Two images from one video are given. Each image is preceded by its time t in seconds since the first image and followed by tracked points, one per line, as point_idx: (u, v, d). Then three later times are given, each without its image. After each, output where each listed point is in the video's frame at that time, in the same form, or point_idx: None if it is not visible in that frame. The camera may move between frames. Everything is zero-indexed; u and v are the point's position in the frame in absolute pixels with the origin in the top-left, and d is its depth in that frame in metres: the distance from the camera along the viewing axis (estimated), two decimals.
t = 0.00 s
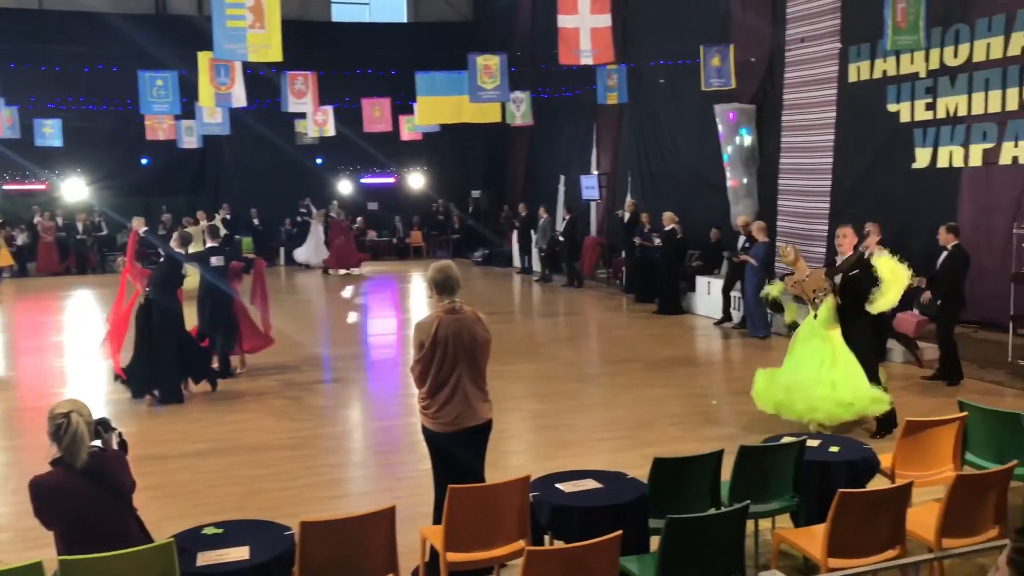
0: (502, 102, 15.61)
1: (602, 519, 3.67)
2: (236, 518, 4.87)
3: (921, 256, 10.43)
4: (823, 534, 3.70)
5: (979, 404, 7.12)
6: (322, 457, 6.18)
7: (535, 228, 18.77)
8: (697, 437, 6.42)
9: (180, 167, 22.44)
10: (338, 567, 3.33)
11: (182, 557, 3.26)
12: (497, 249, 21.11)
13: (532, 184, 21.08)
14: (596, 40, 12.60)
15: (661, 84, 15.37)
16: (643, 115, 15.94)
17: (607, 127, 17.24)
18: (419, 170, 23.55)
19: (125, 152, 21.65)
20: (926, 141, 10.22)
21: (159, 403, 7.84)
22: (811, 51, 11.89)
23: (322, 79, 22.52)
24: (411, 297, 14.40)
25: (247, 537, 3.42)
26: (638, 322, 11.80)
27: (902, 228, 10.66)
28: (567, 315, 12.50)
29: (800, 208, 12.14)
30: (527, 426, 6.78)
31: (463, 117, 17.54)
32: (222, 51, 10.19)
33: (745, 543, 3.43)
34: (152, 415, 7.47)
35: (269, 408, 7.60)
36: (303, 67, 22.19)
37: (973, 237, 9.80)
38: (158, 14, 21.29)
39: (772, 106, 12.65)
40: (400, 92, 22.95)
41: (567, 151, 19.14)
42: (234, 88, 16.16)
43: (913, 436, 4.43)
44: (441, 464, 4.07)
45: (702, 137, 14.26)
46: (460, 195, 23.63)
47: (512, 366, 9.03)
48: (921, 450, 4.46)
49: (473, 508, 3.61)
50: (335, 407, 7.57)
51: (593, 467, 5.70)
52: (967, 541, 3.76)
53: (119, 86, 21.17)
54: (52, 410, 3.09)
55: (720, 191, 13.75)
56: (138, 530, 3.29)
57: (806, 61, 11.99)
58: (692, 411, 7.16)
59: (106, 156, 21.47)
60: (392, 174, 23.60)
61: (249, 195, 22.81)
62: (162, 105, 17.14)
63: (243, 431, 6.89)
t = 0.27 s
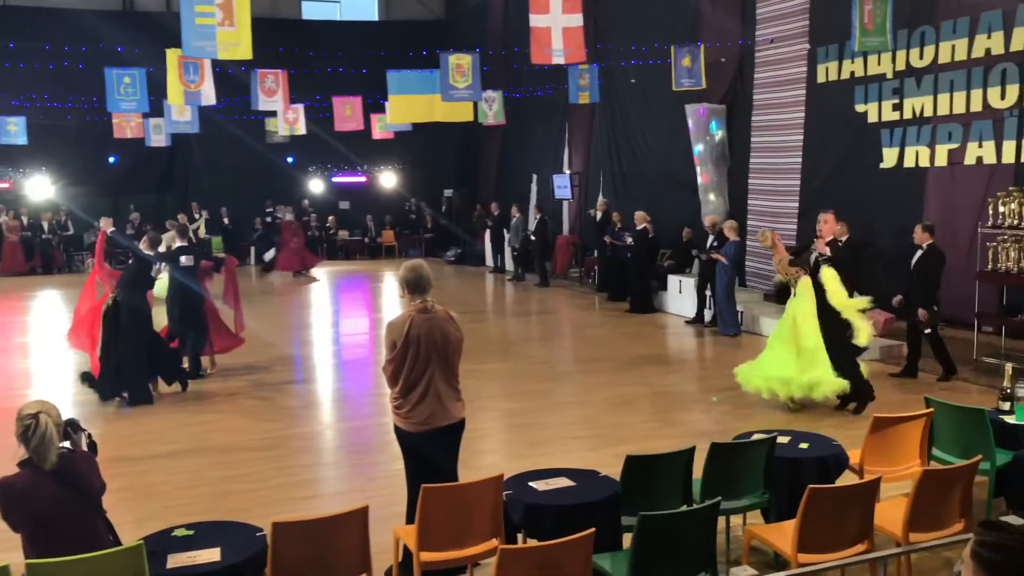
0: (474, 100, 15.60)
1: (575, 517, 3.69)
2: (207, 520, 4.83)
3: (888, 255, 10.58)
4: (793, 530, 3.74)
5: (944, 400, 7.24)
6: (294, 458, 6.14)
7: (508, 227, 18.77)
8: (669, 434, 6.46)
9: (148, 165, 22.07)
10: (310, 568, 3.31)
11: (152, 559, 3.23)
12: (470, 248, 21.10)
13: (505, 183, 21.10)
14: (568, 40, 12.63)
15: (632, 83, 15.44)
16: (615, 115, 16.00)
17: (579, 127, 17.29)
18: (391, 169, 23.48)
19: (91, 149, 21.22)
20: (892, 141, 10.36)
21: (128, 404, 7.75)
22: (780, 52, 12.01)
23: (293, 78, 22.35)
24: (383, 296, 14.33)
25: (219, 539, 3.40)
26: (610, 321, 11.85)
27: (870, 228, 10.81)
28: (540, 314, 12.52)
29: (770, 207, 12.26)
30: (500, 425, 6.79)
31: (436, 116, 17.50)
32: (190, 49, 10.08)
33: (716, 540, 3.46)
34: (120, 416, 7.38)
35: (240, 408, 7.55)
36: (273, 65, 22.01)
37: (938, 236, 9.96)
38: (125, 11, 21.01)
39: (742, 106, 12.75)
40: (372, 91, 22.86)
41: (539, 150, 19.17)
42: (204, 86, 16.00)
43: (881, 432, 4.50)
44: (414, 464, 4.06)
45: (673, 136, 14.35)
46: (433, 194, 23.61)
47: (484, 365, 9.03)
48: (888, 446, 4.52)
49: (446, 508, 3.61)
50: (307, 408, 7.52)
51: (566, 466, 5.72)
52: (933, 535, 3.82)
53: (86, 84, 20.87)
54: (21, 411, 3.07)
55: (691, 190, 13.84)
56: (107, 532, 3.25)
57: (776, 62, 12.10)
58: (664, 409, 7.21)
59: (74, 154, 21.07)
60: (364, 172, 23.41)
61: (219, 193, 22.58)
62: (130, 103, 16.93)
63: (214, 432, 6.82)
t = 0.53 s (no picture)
0: (459, 102, 15.61)
1: (561, 518, 3.70)
2: (192, 522, 4.80)
3: (871, 255, 10.66)
4: (778, 529, 3.76)
5: (928, 399, 7.30)
6: (279, 460, 6.12)
7: (494, 228, 18.77)
8: (655, 435, 6.48)
9: (132, 164, 21.81)
10: (297, 569, 3.30)
11: (137, 562, 3.21)
12: (455, 249, 21.09)
13: (490, 183, 21.12)
14: (553, 41, 12.64)
15: (617, 85, 15.47)
16: (600, 115, 16.04)
17: (564, 127, 17.32)
18: (377, 170, 23.45)
19: (74, 150, 21.02)
20: (875, 142, 10.44)
21: (111, 405, 7.71)
22: (764, 54, 12.07)
23: (277, 78, 22.26)
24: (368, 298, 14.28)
25: (205, 541, 3.38)
26: (596, 321, 11.87)
27: (854, 228, 10.89)
28: (526, 315, 12.53)
29: (755, 208, 12.33)
30: (486, 426, 6.79)
31: (421, 117, 17.46)
32: (173, 49, 10.02)
33: (701, 539, 3.48)
34: (104, 418, 7.34)
35: (225, 410, 7.52)
36: (258, 65, 21.93)
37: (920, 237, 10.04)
38: (107, 11, 20.86)
39: (726, 107, 12.81)
40: (357, 91, 22.81)
41: (525, 151, 19.19)
42: (188, 87, 15.91)
43: (864, 431, 4.53)
44: (401, 466, 4.05)
45: (658, 137, 14.40)
46: (418, 195, 23.63)
47: (470, 366, 9.02)
48: (872, 444, 4.56)
49: (433, 509, 3.61)
50: (291, 409, 7.50)
51: (551, 466, 5.72)
52: (916, 533, 3.85)
53: (69, 84, 20.72)
54: (7, 412, 3.06)
55: (676, 191, 13.89)
56: (92, 535, 3.24)
57: (760, 64, 12.16)
58: (649, 409, 7.23)
59: (56, 154, 20.86)
60: (349, 174, 23.34)
61: (203, 194, 22.45)
62: (113, 103, 16.82)
63: (198, 435, 6.78)
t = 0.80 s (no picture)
0: (456, 104, 15.60)
1: (558, 520, 3.71)
2: (190, 524, 4.81)
3: (867, 257, 10.70)
4: (775, 530, 3.78)
5: (924, 401, 7.32)
6: (277, 462, 6.13)
7: (491, 230, 18.76)
8: (652, 436, 6.50)
9: (129, 166, 21.75)
10: (295, 571, 3.31)
11: (135, 564, 3.22)
12: (452, 251, 21.09)
13: (487, 185, 21.13)
14: (550, 44, 12.65)
15: (614, 87, 15.49)
16: (596, 118, 16.05)
17: (561, 130, 17.34)
18: (374, 172, 23.45)
19: (70, 152, 21.00)
20: (871, 145, 10.47)
21: (107, 409, 7.70)
22: (760, 56, 12.10)
23: (274, 80, 22.25)
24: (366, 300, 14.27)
25: (203, 543, 3.39)
26: (593, 323, 11.89)
27: (850, 230, 10.92)
28: (523, 317, 12.54)
29: (751, 210, 12.35)
30: (483, 428, 6.80)
31: (419, 119, 17.44)
32: (171, 52, 10.02)
33: (699, 541, 3.49)
34: (102, 420, 7.35)
35: (222, 412, 7.52)
36: (255, 67, 21.93)
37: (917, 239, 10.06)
38: (104, 14, 20.84)
39: (723, 110, 12.84)
40: (354, 94, 22.82)
41: (522, 154, 19.21)
42: (185, 89, 15.91)
43: (861, 432, 4.55)
44: (398, 467, 4.06)
45: (655, 139, 14.42)
46: (415, 197, 23.63)
47: (467, 368, 9.03)
48: (869, 446, 4.57)
49: (430, 511, 3.62)
50: (288, 412, 7.49)
51: (549, 467, 5.74)
52: (912, 535, 3.87)
53: (65, 86, 20.69)
54: (6, 414, 3.06)
55: (673, 193, 13.91)
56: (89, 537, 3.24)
57: (756, 66, 12.20)
58: (647, 410, 7.25)
59: (52, 156, 20.84)
60: (346, 176, 23.34)
61: (200, 196, 22.43)
62: (109, 106, 16.81)
63: (195, 437, 6.79)
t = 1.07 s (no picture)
0: (461, 107, 15.63)
1: (563, 522, 3.71)
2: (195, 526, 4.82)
3: (873, 260, 10.68)
4: (780, 534, 3.77)
5: (930, 405, 7.31)
6: (282, 464, 6.13)
7: (496, 233, 18.76)
8: (656, 439, 6.49)
9: (135, 170, 21.82)
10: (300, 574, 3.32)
11: (140, 566, 3.22)
12: (457, 254, 21.11)
13: (492, 188, 21.14)
14: (555, 47, 12.66)
15: (619, 90, 15.49)
16: (601, 121, 16.05)
17: (566, 132, 17.35)
18: (379, 175, 23.47)
19: (76, 155, 21.05)
20: (876, 148, 10.46)
21: (111, 410, 7.72)
22: (765, 59, 12.10)
23: (279, 83, 22.28)
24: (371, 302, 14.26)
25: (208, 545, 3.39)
26: (597, 326, 11.88)
27: (855, 233, 10.91)
28: (527, 320, 12.53)
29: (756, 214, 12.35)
30: (488, 431, 6.79)
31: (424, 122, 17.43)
32: (177, 55, 10.06)
33: (704, 544, 3.49)
34: (107, 422, 7.36)
35: (227, 415, 7.53)
36: (260, 71, 21.98)
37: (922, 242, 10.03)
38: (110, 17, 20.91)
39: (727, 112, 12.83)
40: (359, 97, 22.86)
41: (526, 157, 19.22)
42: (190, 92, 15.95)
43: (866, 436, 4.54)
44: (403, 470, 4.06)
45: (660, 142, 14.41)
46: (420, 200, 23.65)
47: (471, 371, 9.03)
48: (874, 450, 4.56)
49: (436, 514, 3.62)
50: (293, 414, 7.49)
51: (553, 471, 5.73)
52: (918, 539, 3.86)
53: (71, 89, 20.75)
54: (13, 415, 3.06)
55: (677, 196, 13.91)
56: (95, 539, 3.24)
57: (761, 70, 12.20)
58: (652, 414, 7.24)
59: (58, 159, 20.89)
60: (351, 179, 23.37)
61: (205, 199, 22.47)
62: (116, 109, 16.86)
63: (200, 439, 6.80)
